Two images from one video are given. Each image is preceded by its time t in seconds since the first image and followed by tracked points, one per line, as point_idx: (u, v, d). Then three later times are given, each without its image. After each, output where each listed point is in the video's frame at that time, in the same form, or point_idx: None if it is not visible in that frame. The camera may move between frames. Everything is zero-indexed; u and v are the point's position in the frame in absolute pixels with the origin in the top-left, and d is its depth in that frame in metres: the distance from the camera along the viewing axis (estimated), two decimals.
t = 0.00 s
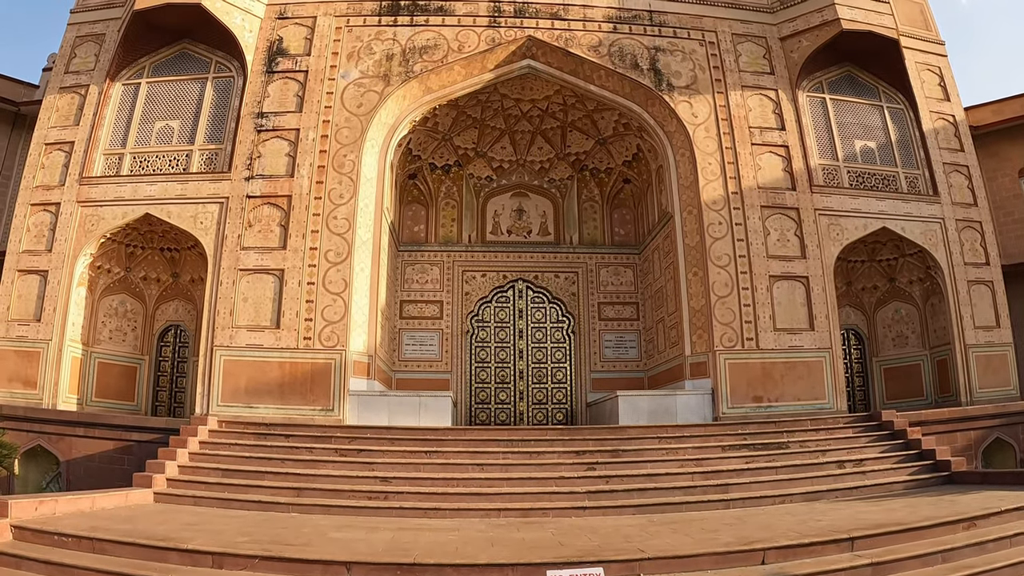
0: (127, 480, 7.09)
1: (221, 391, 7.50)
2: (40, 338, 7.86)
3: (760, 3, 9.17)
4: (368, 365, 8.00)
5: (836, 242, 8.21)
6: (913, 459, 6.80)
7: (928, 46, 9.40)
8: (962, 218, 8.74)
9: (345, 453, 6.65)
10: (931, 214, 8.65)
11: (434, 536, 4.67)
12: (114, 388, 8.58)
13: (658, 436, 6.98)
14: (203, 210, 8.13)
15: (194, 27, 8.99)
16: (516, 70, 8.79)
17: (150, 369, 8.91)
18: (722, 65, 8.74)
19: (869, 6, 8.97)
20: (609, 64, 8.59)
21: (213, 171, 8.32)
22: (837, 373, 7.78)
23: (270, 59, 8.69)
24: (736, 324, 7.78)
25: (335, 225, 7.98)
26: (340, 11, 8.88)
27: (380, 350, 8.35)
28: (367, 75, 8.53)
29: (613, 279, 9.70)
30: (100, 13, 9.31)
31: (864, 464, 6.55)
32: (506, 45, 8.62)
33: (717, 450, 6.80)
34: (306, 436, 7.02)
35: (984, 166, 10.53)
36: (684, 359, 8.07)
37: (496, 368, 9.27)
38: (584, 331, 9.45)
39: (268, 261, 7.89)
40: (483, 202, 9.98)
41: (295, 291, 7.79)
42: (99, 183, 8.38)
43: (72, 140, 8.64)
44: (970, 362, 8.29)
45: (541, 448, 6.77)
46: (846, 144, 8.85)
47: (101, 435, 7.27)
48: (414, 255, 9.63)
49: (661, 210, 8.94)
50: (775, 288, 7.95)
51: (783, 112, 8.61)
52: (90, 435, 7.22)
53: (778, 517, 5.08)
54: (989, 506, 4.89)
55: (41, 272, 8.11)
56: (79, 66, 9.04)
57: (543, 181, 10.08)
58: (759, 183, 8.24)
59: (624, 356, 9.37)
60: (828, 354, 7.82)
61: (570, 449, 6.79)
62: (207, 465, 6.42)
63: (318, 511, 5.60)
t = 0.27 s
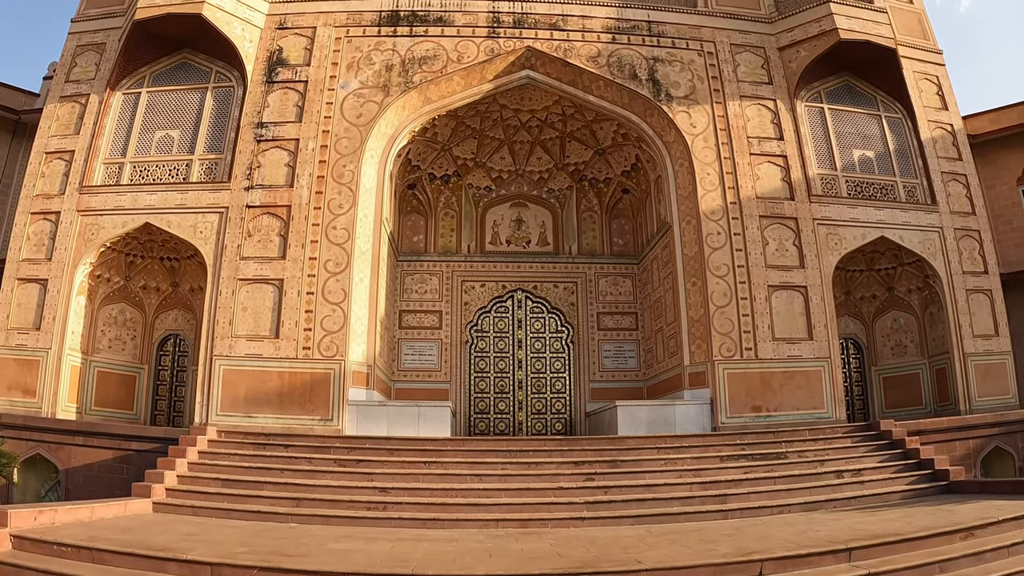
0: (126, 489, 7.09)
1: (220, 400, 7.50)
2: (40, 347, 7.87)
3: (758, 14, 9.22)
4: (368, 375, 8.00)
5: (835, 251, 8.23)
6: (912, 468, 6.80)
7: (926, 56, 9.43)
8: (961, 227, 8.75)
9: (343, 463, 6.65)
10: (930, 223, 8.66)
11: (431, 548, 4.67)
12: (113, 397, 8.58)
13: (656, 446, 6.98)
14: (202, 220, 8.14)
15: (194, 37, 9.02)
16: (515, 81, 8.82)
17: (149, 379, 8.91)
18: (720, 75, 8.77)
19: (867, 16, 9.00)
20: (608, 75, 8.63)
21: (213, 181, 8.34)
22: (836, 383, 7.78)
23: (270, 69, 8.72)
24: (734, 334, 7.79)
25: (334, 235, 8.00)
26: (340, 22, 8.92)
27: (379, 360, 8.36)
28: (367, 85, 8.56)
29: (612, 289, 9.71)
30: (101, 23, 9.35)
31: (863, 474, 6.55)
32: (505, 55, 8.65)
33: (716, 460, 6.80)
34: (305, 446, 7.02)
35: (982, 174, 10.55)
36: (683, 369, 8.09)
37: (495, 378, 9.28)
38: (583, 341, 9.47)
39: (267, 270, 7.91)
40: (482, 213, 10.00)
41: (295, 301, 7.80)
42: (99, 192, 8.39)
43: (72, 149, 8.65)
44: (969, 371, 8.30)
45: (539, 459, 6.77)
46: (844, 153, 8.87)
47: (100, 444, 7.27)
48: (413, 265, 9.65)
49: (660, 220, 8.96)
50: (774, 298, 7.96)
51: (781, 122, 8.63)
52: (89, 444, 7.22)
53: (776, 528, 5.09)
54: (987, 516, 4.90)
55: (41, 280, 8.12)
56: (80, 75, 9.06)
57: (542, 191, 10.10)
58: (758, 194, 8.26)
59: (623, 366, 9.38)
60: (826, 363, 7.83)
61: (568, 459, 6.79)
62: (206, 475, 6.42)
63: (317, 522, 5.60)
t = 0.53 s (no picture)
0: (124, 499, 7.08)
1: (219, 411, 7.50)
2: (39, 356, 7.88)
3: (756, 25, 9.26)
4: (367, 385, 8.00)
5: (833, 262, 8.24)
6: (910, 479, 6.80)
7: (924, 66, 9.46)
8: (959, 237, 8.77)
9: (342, 474, 6.65)
10: (928, 233, 8.68)
11: (430, 559, 4.67)
12: (112, 406, 8.58)
13: (655, 457, 6.98)
14: (202, 230, 8.16)
15: (194, 48, 9.05)
16: (514, 92, 8.85)
17: (149, 389, 8.89)
18: (718, 86, 8.80)
19: (864, 27, 9.02)
20: (606, 86, 8.66)
21: (213, 191, 8.35)
22: (834, 393, 7.78)
23: (270, 80, 8.75)
24: (733, 344, 7.80)
25: (333, 246, 8.02)
26: (339, 33, 8.95)
27: (378, 371, 8.36)
28: (366, 96, 8.59)
29: (611, 299, 9.72)
30: (102, 33, 9.38)
31: (862, 484, 6.55)
32: (504, 67, 8.68)
33: (714, 471, 6.80)
34: (304, 457, 7.02)
35: (980, 183, 10.57)
36: (682, 380, 8.10)
37: (494, 389, 9.29)
38: (582, 352, 9.48)
39: (266, 281, 7.92)
40: (481, 224, 10.02)
41: (294, 311, 7.81)
42: (99, 202, 8.41)
43: (72, 159, 8.67)
44: (968, 381, 8.30)
45: (538, 470, 6.77)
46: (842, 164, 8.90)
47: (98, 455, 7.26)
48: (412, 276, 9.66)
49: (658, 231, 8.98)
50: (772, 308, 7.97)
51: (779, 133, 8.66)
52: (88, 453, 7.22)
53: (775, 539, 5.08)
54: (985, 526, 4.90)
55: (40, 289, 8.13)
56: (80, 85, 9.09)
57: (542, 202, 10.12)
58: (756, 204, 8.28)
59: (622, 377, 9.38)
60: (825, 373, 7.83)
61: (567, 470, 6.79)
62: (205, 486, 6.42)
63: (315, 533, 5.59)
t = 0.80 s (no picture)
0: (123, 510, 7.07)
1: (218, 421, 7.50)
2: (38, 365, 7.88)
3: (754, 36, 9.31)
4: (366, 396, 8.01)
5: (832, 272, 8.26)
6: (909, 489, 6.80)
7: (922, 76, 9.49)
8: (957, 246, 8.78)
9: (341, 485, 6.65)
10: (926, 243, 8.69)
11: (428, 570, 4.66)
12: (111, 416, 8.57)
13: (654, 468, 6.98)
14: (202, 240, 8.17)
15: (194, 59, 9.08)
16: (513, 103, 8.88)
17: (148, 399, 8.89)
18: (717, 97, 8.84)
19: (862, 38, 9.04)
20: (605, 97, 8.69)
21: (212, 202, 8.37)
22: (833, 403, 7.79)
23: (270, 91, 8.78)
24: (732, 355, 7.81)
25: (333, 256, 8.04)
26: (339, 44, 8.99)
27: (377, 382, 8.37)
28: (366, 108, 8.62)
29: (609, 310, 9.73)
30: (102, 43, 9.41)
31: (860, 495, 6.55)
32: (503, 78, 8.71)
33: (713, 482, 6.80)
34: (303, 468, 7.02)
35: (979, 192, 10.59)
36: (680, 391, 8.10)
37: (493, 399, 9.29)
38: (581, 362, 9.48)
39: (266, 292, 7.93)
40: (480, 235, 10.04)
41: (293, 322, 7.82)
42: (99, 212, 8.42)
43: (72, 168, 8.69)
44: (966, 391, 8.30)
45: (537, 481, 6.77)
46: (841, 174, 8.92)
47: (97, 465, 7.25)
48: (411, 287, 9.67)
49: (657, 242, 9.00)
50: (771, 319, 7.98)
51: (778, 143, 8.69)
52: (87, 463, 7.21)
53: (773, 549, 5.08)
54: (984, 536, 4.90)
55: (39, 299, 8.14)
56: (81, 95, 9.11)
57: (540, 213, 10.14)
58: (755, 215, 8.30)
59: (621, 388, 9.39)
60: (824, 384, 7.84)
61: (566, 481, 6.79)
62: (203, 496, 6.42)
63: (314, 544, 5.59)
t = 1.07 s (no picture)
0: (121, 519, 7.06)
1: (216, 431, 7.49)
2: (36, 374, 7.88)
3: (752, 46, 9.36)
4: (364, 407, 8.01)
5: (830, 282, 8.27)
6: (908, 499, 6.80)
7: (919, 85, 9.52)
8: (955, 255, 8.80)
9: (339, 495, 6.64)
10: (924, 252, 8.71)
11: None
12: (109, 426, 8.56)
13: (653, 479, 6.97)
14: (201, 250, 8.17)
15: (194, 69, 9.10)
16: (511, 114, 8.90)
17: (146, 408, 8.89)
18: (715, 108, 8.87)
19: (860, 48, 9.08)
20: (603, 108, 8.72)
21: (211, 212, 8.38)
22: (832, 413, 7.78)
23: (269, 101, 8.80)
24: (730, 365, 7.82)
25: (332, 267, 8.05)
26: (338, 54, 9.02)
27: (376, 393, 8.37)
28: (365, 118, 8.64)
29: (608, 320, 9.74)
30: (102, 52, 9.44)
31: (859, 505, 6.54)
32: (501, 89, 8.74)
33: (711, 492, 6.79)
34: (301, 478, 7.01)
35: (977, 201, 10.61)
36: (679, 401, 8.11)
37: (491, 410, 9.29)
38: (580, 373, 9.49)
39: (265, 301, 7.94)
40: (479, 245, 10.05)
41: (292, 331, 7.82)
42: (98, 222, 8.43)
43: (71, 177, 8.70)
44: (965, 400, 8.30)
45: (535, 492, 6.77)
46: (838, 184, 8.94)
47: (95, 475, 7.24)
48: (410, 297, 9.68)
49: (655, 253, 9.01)
50: (769, 329, 7.99)
51: (776, 154, 8.71)
52: (85, 473, 7.20)
53: (772, 559, 5.07)
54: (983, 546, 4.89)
55: (38, 307, 8.14)
56: (80, 104, 9.13)
57: (539, 224, 10.16)
58: (753, 225, 8.32)
59: (619, 398, 9.39)
60: (822, 394, 7.84)
61: (565, 491, 6.78)
62: (201, 506, 6.41)
63: (312, 554, 5.58)
